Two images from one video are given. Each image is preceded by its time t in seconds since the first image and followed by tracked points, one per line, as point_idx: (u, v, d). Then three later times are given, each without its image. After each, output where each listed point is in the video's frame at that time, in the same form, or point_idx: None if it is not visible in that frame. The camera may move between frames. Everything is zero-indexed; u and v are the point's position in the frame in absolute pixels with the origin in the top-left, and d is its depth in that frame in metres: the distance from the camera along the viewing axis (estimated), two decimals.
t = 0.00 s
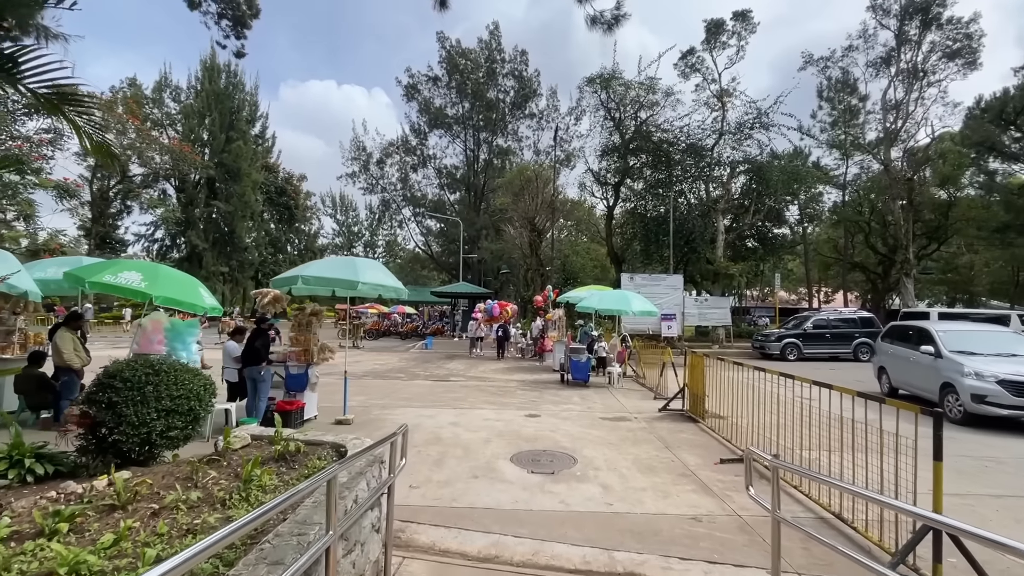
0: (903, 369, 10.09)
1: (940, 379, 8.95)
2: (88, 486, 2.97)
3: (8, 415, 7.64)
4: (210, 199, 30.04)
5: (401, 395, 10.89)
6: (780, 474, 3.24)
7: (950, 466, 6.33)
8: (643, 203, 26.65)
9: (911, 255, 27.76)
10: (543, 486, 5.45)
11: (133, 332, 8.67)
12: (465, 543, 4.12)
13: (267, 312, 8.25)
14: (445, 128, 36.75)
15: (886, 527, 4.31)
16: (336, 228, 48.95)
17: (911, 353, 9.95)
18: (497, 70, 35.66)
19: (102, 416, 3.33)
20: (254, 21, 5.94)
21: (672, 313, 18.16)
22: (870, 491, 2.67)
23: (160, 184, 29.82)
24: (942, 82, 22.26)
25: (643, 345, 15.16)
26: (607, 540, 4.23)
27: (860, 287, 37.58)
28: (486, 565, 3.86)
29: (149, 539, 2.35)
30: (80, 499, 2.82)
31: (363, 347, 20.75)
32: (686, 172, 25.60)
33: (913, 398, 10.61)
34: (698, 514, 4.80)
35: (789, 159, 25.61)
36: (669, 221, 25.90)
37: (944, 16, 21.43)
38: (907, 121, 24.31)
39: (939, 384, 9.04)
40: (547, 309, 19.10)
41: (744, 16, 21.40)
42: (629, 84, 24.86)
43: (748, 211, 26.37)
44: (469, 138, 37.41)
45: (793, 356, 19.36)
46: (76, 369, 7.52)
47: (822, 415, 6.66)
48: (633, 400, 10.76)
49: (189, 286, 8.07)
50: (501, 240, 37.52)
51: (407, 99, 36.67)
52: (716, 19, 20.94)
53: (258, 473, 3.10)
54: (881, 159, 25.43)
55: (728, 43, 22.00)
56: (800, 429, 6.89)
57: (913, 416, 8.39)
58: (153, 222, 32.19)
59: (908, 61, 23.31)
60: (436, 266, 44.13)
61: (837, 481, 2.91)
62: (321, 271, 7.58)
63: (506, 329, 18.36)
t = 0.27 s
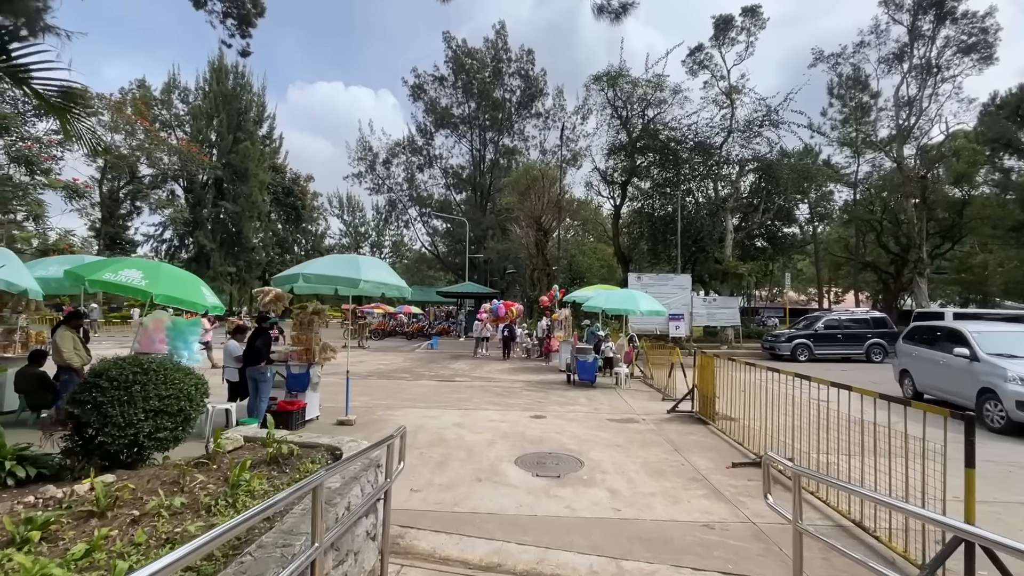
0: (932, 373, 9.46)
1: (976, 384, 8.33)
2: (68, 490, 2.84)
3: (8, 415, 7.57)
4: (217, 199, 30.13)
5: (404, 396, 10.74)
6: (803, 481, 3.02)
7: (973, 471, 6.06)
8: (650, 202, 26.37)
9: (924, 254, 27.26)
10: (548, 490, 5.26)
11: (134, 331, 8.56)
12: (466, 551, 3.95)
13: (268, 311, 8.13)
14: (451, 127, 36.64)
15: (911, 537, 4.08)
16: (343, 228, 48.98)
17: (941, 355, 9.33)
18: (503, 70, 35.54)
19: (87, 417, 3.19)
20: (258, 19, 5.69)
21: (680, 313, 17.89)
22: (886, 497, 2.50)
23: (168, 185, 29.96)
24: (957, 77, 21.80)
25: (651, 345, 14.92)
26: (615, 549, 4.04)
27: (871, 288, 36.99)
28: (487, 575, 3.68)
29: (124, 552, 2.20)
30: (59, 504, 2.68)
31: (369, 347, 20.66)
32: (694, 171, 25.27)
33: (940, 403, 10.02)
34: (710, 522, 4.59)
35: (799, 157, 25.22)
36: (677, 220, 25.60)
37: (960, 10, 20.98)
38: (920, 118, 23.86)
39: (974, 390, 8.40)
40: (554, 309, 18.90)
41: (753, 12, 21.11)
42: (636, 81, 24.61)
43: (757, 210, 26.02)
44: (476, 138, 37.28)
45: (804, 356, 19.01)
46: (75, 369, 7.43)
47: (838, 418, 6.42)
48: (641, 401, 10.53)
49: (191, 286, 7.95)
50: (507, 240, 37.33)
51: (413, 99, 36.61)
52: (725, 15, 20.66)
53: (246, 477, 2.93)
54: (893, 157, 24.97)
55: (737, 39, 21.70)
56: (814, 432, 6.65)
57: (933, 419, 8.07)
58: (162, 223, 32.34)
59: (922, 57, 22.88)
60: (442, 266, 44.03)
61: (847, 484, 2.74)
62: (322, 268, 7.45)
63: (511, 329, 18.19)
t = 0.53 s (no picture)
0: (964, 378, 8.77)
1: (1017, 392, 7.66)
2: (44, 499, 2.68)
3: (6, 416, 7.48)
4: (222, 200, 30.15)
5: (407, 397, 10.59)
6: (824, 490, 2.84)
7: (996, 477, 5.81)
8: (656, 201, 26.11)
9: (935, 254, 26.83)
10: (553, 496, 5.08)
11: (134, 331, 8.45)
12: (466, 560, 3.78)
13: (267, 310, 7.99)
14: (455, 127, 36.52)
15: (935, 548, 3.87)
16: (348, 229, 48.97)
17: (975, 359, 8.63)
18: (507, 69, 35.43)
19: (67, 421, 3.04)
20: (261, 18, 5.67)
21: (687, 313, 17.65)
22: (905, 504, 2.33)
23: (174, 185, 30.03)
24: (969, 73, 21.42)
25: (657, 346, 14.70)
26: (623, 558, 3.85)
27: (881, 288, 36.48)
28: None
29: (94, 567, 2.05)
30: (34, 513, 2.53)
31: (372, 347, 20.56)
32: (700, 171, 24.98)
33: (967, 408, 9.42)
34: (722, 530, 4.39)
35: (808, 155, 24.87)
36: (683, 220, 25.32)
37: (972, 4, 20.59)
38: (931, 116, 23.48)
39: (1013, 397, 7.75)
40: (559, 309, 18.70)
41: (761, 8, 20.83)
42: (642, 80, 24.36)
43: (765, 209, 25.71)
44: (480, 138, 37.13)
45: (813, 357, 18.71)
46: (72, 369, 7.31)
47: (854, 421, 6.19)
48: (648, 403, 10.32)
49: (191, 285, 7.82)
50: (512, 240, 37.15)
51: (418, 99, 36.53)
52: (732, 12, 20.40)
53: (233, 484, 2.77)
54: (904, 155, 24.58)
55: (745, 36, 21.42)
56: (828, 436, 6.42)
57: (952, 422, 7.79)
58: (168, 223, 32.40)
59: (933, 53, 22.52)
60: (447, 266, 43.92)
61: (861, 491, 2.58)
62: (322, 267, 7.29)
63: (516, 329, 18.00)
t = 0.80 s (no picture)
0: (998, 384, 8.35)
1: None
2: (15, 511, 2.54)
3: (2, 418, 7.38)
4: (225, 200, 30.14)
5: (407, 399, 10.43)
6: (846, 505, 2.65)
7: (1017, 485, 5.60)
8: (661, 201, 25.89)
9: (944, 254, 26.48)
10: (556, 504, 4.90)
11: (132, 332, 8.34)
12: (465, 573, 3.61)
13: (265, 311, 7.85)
14: (459, 127, 36.40)
15: (958, 562, 3.67)
16: (351, 229, 48.90)
17: (1010, 364, 8.21)
18: (511, 69, 35.32)
19: (45, 428, 2.91)
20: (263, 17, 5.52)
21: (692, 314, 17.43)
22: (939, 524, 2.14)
23: (178, 186, 30.05)
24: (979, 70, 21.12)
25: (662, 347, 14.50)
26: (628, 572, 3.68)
27: (887, 288, 36.09)
28: None
29: None
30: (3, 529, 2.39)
31: (375, 348, 20.45)
32: (705, 170, 24.71)
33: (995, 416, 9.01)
34: (732, 541, 4.19)
35: (814, 154, 24.61)
36: (688, 219, 25.09)
37: None
38: (939, 114, 23.16)
39: None
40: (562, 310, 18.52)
41: (767, 5, 20.59)
42: (646, 78, 24.18)
43: (770, 209, 25.45)
44: (484, 138, 36.99)
45: (820, 359, 18.45)
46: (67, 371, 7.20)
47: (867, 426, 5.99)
48: (653, 406, 10.12)
49: (188, 285, 7.71)
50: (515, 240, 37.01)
51: (421, 99, 36.44)
52: (738, 9, 20.19)
53: (215, 496, 2.62)
54: (912, 153, 24.26)
55: (751, 33, 21.19)
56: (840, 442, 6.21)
57: (968, 427, 7.54)
58: (172, 224, 32.43)
59: (941, 50, 22.22)
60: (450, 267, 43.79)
61: (887, 507, 2.39)
62: (321, 267, 7.15)
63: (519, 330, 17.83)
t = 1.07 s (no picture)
0: None
1: None
2: None
3: None
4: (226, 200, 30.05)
5: (407, 401, 10.25)
6: (871, 520, 2.47)
7: None
8: (664, 200, 25.65)
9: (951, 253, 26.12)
10: (558, 511, 4.72)
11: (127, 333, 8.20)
12: None
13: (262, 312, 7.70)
14: (461, 127, 36.25)
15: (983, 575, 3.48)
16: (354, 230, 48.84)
17: None
18: (513, 69, 35.15)
19: (18, 434, 2.75)
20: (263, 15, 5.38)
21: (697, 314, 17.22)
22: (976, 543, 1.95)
23: (180, 186, 29.98)
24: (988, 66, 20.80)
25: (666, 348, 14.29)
26: None
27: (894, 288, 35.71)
28: None
29: None
30: None
31: (376, 348, 20.28)
32: (708, 169, 24.39)
33: None
34: (743, 552, 4.00)
35: (820, 152, 24.31)
36: (692, 219, 24.83)
37: None
38: (947, 111, 22.84)
39: None
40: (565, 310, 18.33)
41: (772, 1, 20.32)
42: (650, 76, 23.93)
43: (775, 208, 25.16)
44: (486, 138, 36.81)
45: (827, 359, 18.19)
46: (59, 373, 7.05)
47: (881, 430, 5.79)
48: (657, 408, 9.92)
49: (183, 285, 7.58)
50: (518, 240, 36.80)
51: (423, 99, 36.29)
52: (743, 5, 19.94)
53: (193, 508, 2.46)
54: (920, 151, 23.93)
55: (756, 30, 20.92)
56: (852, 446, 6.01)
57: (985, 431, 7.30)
58: (174, 224, 32.37)
59: (949, 46, 21.90)
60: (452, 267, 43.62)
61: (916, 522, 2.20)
62: (320, 266, 6.98)
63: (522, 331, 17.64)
